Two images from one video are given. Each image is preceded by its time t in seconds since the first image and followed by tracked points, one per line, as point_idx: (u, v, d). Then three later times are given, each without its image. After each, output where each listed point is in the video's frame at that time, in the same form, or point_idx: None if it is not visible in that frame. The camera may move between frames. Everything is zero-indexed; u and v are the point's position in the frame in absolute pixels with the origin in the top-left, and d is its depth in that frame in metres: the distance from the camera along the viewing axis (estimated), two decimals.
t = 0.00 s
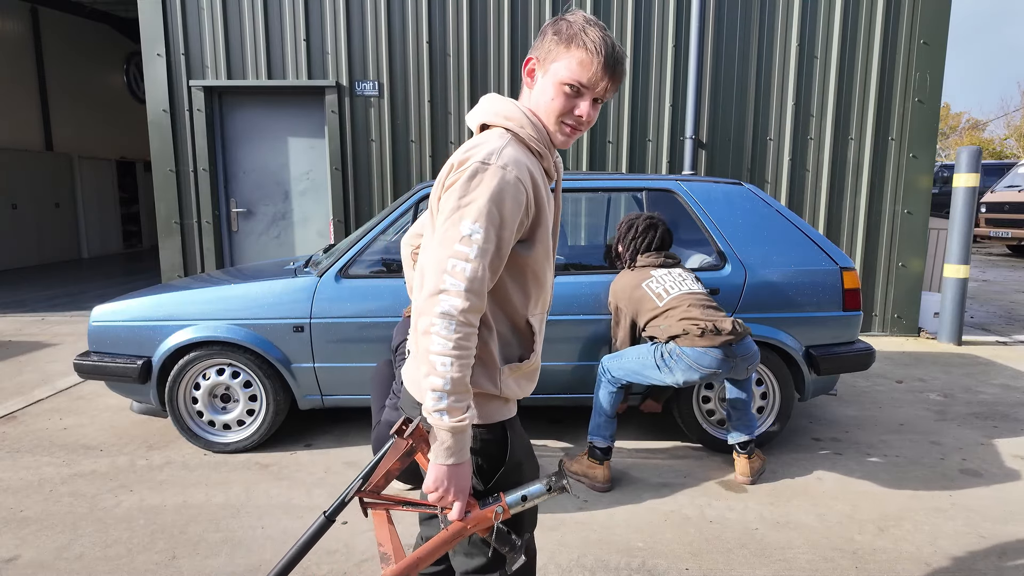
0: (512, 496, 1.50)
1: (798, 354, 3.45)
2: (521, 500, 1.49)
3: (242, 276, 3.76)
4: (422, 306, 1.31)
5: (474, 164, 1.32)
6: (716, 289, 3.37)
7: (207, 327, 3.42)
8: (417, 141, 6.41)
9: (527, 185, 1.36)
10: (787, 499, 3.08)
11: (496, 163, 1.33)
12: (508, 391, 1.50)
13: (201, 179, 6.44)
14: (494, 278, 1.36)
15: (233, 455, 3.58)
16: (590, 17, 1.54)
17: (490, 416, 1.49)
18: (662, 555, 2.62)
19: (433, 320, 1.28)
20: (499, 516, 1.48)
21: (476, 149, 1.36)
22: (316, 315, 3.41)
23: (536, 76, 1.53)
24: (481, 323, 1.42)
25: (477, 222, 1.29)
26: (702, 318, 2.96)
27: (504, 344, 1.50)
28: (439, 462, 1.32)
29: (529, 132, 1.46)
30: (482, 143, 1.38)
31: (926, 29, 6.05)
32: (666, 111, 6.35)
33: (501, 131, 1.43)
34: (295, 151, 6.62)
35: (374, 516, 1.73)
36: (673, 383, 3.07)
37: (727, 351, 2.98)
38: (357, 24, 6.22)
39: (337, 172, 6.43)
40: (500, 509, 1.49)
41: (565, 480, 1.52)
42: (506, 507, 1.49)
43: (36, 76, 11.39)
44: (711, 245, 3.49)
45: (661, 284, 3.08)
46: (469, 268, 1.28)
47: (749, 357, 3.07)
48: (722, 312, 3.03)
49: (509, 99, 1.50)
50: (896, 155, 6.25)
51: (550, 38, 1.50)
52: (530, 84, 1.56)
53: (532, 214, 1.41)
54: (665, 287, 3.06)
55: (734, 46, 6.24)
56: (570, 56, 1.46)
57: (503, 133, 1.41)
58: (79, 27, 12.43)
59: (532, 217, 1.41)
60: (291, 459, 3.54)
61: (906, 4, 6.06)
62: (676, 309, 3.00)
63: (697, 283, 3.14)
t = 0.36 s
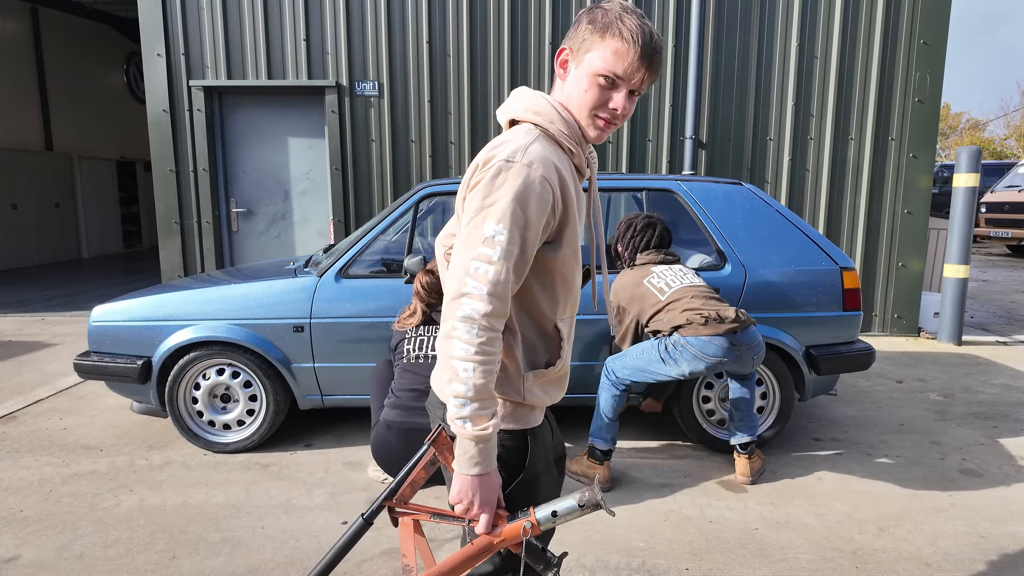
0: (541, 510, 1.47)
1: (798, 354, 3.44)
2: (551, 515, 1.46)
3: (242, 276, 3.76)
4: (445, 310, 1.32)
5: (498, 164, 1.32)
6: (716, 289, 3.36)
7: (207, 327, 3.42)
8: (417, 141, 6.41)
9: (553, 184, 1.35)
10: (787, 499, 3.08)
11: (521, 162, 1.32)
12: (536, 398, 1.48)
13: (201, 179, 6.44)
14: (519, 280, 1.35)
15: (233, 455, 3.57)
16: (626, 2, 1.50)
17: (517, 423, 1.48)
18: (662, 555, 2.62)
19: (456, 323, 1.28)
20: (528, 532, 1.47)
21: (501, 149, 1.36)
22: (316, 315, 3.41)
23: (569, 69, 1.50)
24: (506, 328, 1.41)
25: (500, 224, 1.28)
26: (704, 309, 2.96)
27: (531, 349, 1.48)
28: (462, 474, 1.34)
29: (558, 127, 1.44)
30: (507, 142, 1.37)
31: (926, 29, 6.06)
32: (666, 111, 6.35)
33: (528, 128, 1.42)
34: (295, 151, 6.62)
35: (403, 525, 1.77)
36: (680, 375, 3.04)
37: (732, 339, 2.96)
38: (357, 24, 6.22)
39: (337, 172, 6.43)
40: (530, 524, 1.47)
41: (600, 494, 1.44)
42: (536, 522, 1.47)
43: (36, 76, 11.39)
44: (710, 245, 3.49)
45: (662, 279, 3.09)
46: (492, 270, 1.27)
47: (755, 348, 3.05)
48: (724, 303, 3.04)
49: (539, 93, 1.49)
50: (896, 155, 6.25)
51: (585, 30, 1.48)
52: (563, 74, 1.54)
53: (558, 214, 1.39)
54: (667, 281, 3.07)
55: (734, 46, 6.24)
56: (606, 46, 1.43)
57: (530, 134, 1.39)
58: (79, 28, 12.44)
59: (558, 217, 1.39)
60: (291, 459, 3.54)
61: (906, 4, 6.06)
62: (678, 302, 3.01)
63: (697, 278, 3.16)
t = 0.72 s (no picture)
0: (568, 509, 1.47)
1: (799, 354, 3.44)
2: (575, 514, 1.46)
3: (243, 276, 3.76)
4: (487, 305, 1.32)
5: (547, 165, 1.33)
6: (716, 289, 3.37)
7: (207, 327, 3.42)
8: (417, 141, 6.41)
9: (599, 187, 1.36)
10: (787, 499, 3.08)
11: (568, 164, 1.33)
12: (572, 398, 1.47)
13: (201, 179, 6.44)
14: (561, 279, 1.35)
15: (233, 455, 3.57)
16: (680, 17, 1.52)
17: (551, 422, 1.49)
18: (662, 555, 2.62)
19: (498, 317, 1.29)
20: (552, 528, 1.45)
21: (549, 151, 1.37)
22: (316, 315, 3.41)
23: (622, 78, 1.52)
24: (546, 326, 1.42)
25: (546, 223, 1.29)
26: (706, 310, 2.95)
27: (569, 349, 1.48)
28: (494, 462, 1.31)
29: (605, 133, 1.45)
30: (556, 144, 1.39)
31: (926, 28, 6.06)
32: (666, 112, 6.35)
33: (577, 133, 1.43)
34: (295, 151, 6.62)
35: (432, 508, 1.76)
36: (681, 377, 3.03)
37: (732, 342, 2.96)
38: (357, 23, 6.22)
39: (337, 172, 6.43)
40: (554, 521, 1.46)
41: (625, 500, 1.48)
42: (560, 520, 1.46)
43: (36, 76, 11.39)
44: (711, 245, 3.48)
45: (664, 279, 3.10)
46: (535, 267, 1.28)
47: (756, 351, 3.05)
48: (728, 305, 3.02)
49: (589, 99, 1.50)
50: (896, 155, 6.25)
51: (639, 39, 1.50)
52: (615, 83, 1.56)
53: (602, 216, 1.40)
54: (668, 282, 3.08)
55: (734, 46, 6.24)
56: (658, 56, 1.45)
57: (578, 138, 1.41)
58: (79, 28, 12.44)
59: (602, 219, 1.40)
60: (291, 458, 3.54)
61: (906, 3, 6.06)
62: (680, 302, 3.00)
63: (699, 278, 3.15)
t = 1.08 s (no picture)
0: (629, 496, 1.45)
1: (798, 354, 3.45)
2: (634, 504, 1.43)
3: (243, 276, 3.76)
4: (551, 298, 1.33)
5: (614, 162, 1.33)
6: (717, 289, 3.37)
7: (207, 327, 3.42)
8: (417, 141, 6.41)
9: (665, 184, 1.36)
10: (787, 499, 3.08)
11: (635, 161, 1.33)
12: (636, 389, 1.50)
13: (201, 179, 6.44)
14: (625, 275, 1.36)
15: (233, 455, 3.57)
16: (744, 28, 1.53)
17: (615, 411, 1.50)
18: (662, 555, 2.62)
19: (564, 312, 1.29)
20: (612, 516, 1.44)
21: (615, 147, 1.37)
22: (316, 315, 3.41)
23: (694, 83, 1.51)
24: (610, 320, 1.43)
25: (614, 219, 1.29)
26: (688, 334, 2.99)
27: (630, 341, 1.50)
28: (556, 451, 1.32)
29: (666, 132, 1.44)
30: (620, 141, 1.39)
31: (926, 29, 6.06)
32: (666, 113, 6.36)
33: (638, 130, 1.43)
34: (295, 151, 6.62)
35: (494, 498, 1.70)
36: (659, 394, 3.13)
37: (711, 369, 2.98)
38: (357, 23, 6.22)
39: (337, 172, 6.43)
40: (613, 509, 1.44)
41: (684, 490, 1.40)
42: (619, 508, 1.44)
43: (36, 76, 11.38)
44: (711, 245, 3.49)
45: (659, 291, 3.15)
46: (603, 263, 1.28)
47: (740, 373, 3.04)
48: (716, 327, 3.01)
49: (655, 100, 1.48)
50: (896, 155, 6.25)
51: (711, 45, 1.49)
52: (680, 85, 1.53)
53: (665, 214, 1.40)
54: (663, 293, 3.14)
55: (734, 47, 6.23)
56: (735, 72, 1.48)
57: (641, 135, 1.40)
58: (80, 28, 12.45)
59: (666, 217, 1.40)
60: (291, 459, 3.54)
61: (906, 4, 6.07)
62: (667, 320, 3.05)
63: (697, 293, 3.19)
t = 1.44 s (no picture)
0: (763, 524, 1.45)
1: (798, 354, 3.44)
2: (770, 530, 1.46)
3: (243, 276, 3.76)
4: (685, 325, 1.26)
5: (750, 177, 1.25)
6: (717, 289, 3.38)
7: (207, 327, 3.42)
8: (417, 141, 6.42)
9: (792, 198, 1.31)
10: (787, 499, 3.09)
11: (770, 176, 1.27)
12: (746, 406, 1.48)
13: (201, 179, 6.44)
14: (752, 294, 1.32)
15: (232, 455, 3.57)
16: (840, 28, 1.49)
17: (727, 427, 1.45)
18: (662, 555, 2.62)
19: (704, 340, 1.24)
20: (752, 545, 1.40)
21: (743, 158, 1.29)
22: (316, 315, 3.41)
23: (800, 89, 1.48)
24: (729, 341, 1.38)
25: (754, 240, 1.24)
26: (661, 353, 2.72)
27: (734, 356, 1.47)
28: (699, 487, 1.28)
29: (773, 138, 1.41)
30: (745, 151, 1.31)
31: (927, 28, 6.06)
32: (666, 113, 6.36)
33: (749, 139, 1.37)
34: (295, 151, 6.63)
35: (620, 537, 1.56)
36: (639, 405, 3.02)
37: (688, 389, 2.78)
38: (357, 23, 6.21)
39: (337, 172, 6.43)
40: (753, 538, 1.41)
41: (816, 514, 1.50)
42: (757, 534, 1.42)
43: (36, 76, 11.37)
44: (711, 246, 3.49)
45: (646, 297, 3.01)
46: (746, 288, 1.23)
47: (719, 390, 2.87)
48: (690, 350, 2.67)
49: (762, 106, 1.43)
50: (896, 155, 6.25)
51: (814, 48, 1.44)
52: (780, 88, 1.49)
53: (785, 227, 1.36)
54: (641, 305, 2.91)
55: (734, 47, 6.23)
56: (836, 78, 1.48)
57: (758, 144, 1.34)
58: (80, 28, 12.45)
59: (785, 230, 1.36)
60: (291, 459, 3.54)
61: (906, 4, 6.07)
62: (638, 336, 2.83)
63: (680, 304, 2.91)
